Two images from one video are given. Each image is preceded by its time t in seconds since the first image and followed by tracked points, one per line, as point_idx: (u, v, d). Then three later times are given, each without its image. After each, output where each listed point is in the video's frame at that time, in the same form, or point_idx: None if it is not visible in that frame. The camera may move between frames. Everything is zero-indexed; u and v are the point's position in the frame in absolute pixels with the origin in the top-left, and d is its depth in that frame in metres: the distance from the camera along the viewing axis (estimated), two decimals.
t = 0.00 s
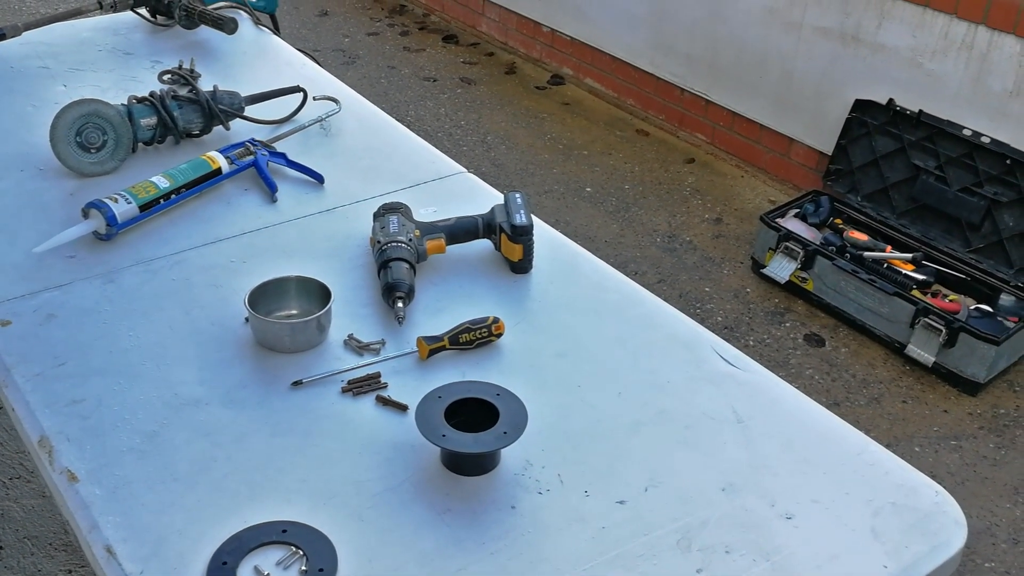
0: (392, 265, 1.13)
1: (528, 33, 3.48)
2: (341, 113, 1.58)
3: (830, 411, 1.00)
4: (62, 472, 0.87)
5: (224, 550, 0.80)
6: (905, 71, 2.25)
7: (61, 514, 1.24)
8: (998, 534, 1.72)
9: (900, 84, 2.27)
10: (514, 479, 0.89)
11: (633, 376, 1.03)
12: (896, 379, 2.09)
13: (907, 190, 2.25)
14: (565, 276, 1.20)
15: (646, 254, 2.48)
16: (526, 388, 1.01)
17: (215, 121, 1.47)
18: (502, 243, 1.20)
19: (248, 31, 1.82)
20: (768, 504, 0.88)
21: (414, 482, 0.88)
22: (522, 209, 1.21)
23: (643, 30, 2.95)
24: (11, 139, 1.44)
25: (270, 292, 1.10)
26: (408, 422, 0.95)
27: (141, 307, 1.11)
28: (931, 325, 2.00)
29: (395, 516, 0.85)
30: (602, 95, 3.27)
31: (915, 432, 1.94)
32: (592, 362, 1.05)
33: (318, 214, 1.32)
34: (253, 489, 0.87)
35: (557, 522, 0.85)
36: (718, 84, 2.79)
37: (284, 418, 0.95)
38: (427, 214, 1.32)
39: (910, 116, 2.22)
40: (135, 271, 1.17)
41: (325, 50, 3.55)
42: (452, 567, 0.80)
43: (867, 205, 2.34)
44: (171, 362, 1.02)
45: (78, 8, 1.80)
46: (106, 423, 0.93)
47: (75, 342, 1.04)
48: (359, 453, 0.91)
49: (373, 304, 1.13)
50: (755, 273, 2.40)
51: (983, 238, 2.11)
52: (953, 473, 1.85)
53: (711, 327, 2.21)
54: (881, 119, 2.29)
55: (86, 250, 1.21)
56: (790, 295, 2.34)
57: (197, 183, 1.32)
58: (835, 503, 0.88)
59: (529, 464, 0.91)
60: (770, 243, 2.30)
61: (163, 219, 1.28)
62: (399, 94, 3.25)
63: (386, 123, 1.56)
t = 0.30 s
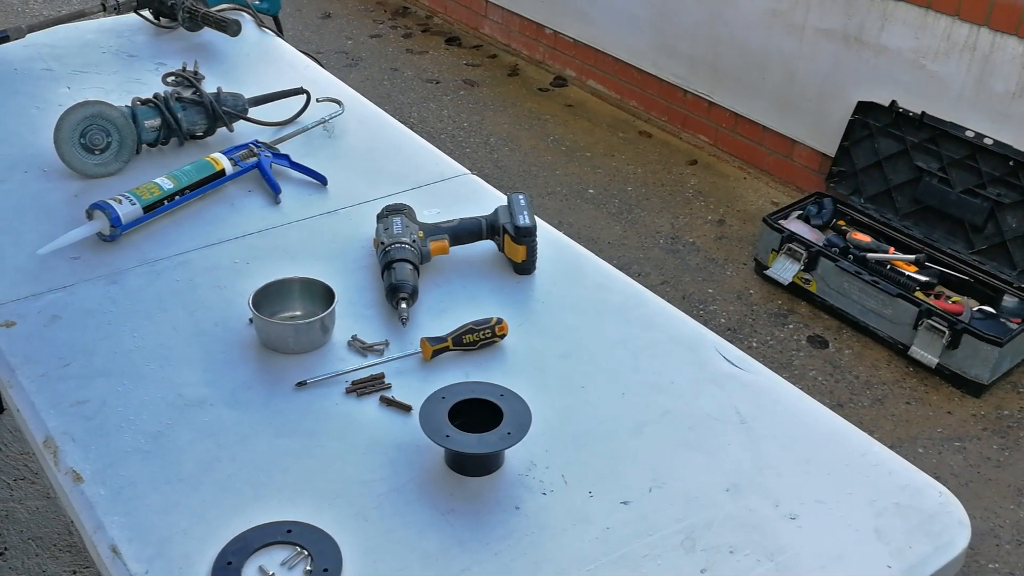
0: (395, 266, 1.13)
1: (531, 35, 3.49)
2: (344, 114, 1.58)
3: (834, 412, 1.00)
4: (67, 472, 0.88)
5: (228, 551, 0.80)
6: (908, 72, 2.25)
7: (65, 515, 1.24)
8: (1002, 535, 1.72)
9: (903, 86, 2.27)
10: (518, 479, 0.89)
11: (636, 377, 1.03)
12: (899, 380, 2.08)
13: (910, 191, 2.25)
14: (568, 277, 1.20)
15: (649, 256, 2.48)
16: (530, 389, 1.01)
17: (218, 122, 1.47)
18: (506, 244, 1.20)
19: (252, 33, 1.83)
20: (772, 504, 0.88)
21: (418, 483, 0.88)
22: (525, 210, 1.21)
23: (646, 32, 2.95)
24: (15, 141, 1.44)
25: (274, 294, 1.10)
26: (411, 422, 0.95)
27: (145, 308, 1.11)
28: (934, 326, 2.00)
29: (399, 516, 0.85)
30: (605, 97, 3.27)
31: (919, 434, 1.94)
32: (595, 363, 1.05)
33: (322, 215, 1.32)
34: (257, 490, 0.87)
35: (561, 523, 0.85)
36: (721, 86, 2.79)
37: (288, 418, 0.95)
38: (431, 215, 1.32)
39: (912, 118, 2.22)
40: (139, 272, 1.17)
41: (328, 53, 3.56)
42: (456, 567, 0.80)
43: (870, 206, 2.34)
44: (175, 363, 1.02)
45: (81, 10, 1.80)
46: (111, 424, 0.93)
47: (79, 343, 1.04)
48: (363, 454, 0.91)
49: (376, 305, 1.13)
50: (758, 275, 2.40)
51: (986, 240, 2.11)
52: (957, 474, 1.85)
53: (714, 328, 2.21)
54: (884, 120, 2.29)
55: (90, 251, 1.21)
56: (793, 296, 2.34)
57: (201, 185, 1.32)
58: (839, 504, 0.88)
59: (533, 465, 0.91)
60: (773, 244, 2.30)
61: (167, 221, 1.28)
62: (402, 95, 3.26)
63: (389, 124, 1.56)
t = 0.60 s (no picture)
0: (398, 267, 1.13)
1: (533, 36, 3.49)
2: (347, 116, 1.58)
3: (836, 414, 1.00)
4: (69, 474, 0.88)
5: (230, 552, 0.80)
6: (910, 73, 2.25)
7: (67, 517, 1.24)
8: (1003, 537, 1.71)
9: (905, 87, 2.27)
10: (520, 481, 0.89)
11: (638, 379, 1.03)
12: (901, 382, 2.08)
13: (912, 193, 2.25)
14: (570, 279, 1.20)
15: (651, 257, 2.48)
16: (532, 390, 1.01)
17: (221, 124, 1.47)
18: (508, 245, 1.20)
19: (254, 34, 1.83)
20: (774, 506, 0.88)
21: (420, 484, 0.88)
22: (527, 211, 1.21)
23: (648, 33, 2.95)
24: (17, 142, 1.45)
25: (276, 295, 1.10)
26: (413, 424, 0.95)
27: (147, 309, 1.11)
28: (936, 328, 2.00)
29: (400, 518, 0.85)
30: (607, 98, 3.27)
31: (920, 435, 1.94)
32: (597, 365, 1.05)
33: (324, 216, 1.32)
34: (258, 491, 0.87)
35: (563, 525, 0.85)
36: (723, 87, 2.79)
37: (290, 420, 0.95)
38: (433, 216, 1.32)
39: (914, 119, 2.21)
40: (141, 273, 1.17)
41: (330, 53, 3.56)
42: (458, 569, 0.80)
43: (872, 207, 2.34)
44: (177, 364, 1.02)
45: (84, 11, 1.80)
46: (113, 425, 0.93)
47: (81, 344, 1.04)
48: (365, 456, 0.91)
49: (378, 307, 1.14)
50: (760, 276, 2.40)
51: (989, 241, 2.10)
52: (959, 476, 1.84)
53: (716, 329, 2.21)
54: (886, 122, 2.28)
55: (92, 253, 1.21)
56: (795, 297, 2.34)
57: (203, 186, 1.33)
58: (842, 506, 0.88)
59: (535, 467, 0.91)
60: (775, 246, 2.30)
61: (170, 222, 1.28)
62: (404, 96, 3.26)
63: (391, 125, 1.56)
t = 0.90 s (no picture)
0: (399, 270, 1.13)
1: (534, 39, 3.49)
2: (347, 119, 1.58)
3: (838, 418, 0.99)
4: (68, 478, 0.87)
5: (230, 557, 0.79)
6: (912, 76, 2.25)
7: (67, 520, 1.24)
8: (1006, 541, 1.71)
9: (907, 90, 2.26)
10: (521, 485, 0.89)
11: (639, 383, 1.03)
12: (903, 385, 2.08)
13: (914, 196, 2.24)
14: (571, 282, 1.19)
15: (652, 260, 2.48)
16: (533, 394, 1.01)
17: (221, 127, 1.47)
18: (509, 249, 1.20)
19: (255, 37, 1.83)
20: (776, 510, 0.88)
21: (420, 489, 0.88)
22: (528, 215, 1.21)
23: (649, 36, 2.95)
24: (18, 146, 1.44)
25: (277, 298, 1.10)
26: (414, 428, 0.95)
27: (147, 312, 1.11)
28: (938, 331, 1.99)
29: (401, 523, 0.84)
30: (608, 101, 3.27)
31: (922, 439, 1.93)
32: (599, 369, 1.05)
33: (325, 220, 1.32)
34: (259, 496, 0.86)
35: (564, 530, 0.84)
36: (724, 90, 2.79)
37: (291, 424, 0.95)
38: (434, 220, 1.32)
39: (916, 122, 2.21)
40: (141, 277, 1.17)
41: (331, 57, 3.56)
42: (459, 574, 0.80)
43: (874, 210, 2.34)
44: (177, 368, 1.02)
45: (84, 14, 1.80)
46: (113, 429, 0.93)
47: (81, 348, 1.04)
48: (365, 460, 0.91)
49: (379, 310, 1.13)
50: (761, 279, 2.40)
51: (990, 245, 2.10)
52: (960, 479, 1.84)
53: (717, 333, 2.21)
54: (888, 125, 2.28)
55: (92, 256, 1.21)
56: (796, 301, 2.33)
57: (204, 189, 1.32)
58: (844, 511, 0.88)
59: (536, 471, 0.91)
60: (776, 249, 2.29)
61: (170, 225, 1.28)
62: (405, 99, 3.26)
63: (392, 129, 1.56)
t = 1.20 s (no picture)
0: (399, 272, 1.13)
1: (534, 40, 3.48)
2: (348, 119, 1.58)
3: (840, 420, 0.99)
4: (68, 480, 0.87)
5: (230, 560, 0.79)
6: (914, 77, 2.24)
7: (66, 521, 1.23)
8: (1008, 542, 1.70)
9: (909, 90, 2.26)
10: (522, 487, 0.88)
11: (641, 384, 1.03)
12: (904, 386, 2.07)
13: (915, 197, 2.24)
14: (572, 283, 1.19)
15: (653, 261, 2.47)
16: (534, 396, 1.00)
17: (221, 127, 1.46)
18: (509, 250, 1.19)
19: (255, 37, 1.82)
20: (778, 513, 0.87)
21: (421, 491, 0.87)
22: (529, 216, 1.21)
23: (650, 36, 2.95)
24: (17, 145, 1.44)
25: (277, 299, 1.10)
26: (415, 430, 0.95)
27: (148, 313, 1.10)
28: (939, 333, 1.99)
29: (402, 525, 0.84)
30: (609, 101, 3.26)
31: (923, 440, 1.93)
32: (600, 370, 1.04)
33: (325, 220, 1.31)
34: (259, 498, 0.86)
35: (565, 532, 0.84)
36: (725, 90, 2.78)
37: (291, 425, 0.94)
38: (434, 220, 1.32)
39: (918, 123, 2.20)
40: (141, 277, 1.17)
41: (331, 56, 3.55)
42: None
43: (875, 211, 2.33)
44: (177, 369, 1.02)
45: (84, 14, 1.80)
46: (112, 431, 0.93)
47: (81, 349, 1.03)
48: (366, 462, 0.90)
49: (380, 311, 1.13)
50: (762, 280, 2.39)
51: (992, 246, 2.10)
52: (962, 481, 1.83)
53: (718, 334, 2.20)
54: (889, 126, 2.27)
55: (92, 256, 1.20)
56: (797, 302, 2.33)
57: (204, 189, 1.32)
58: (846, 513, 0.87)
59: (537, 473, 0.90)
60: (777, 250, 2.29)
61: (170, 225, 1.28)
62: (405, 100, 3.25)
63: (392, 129, 1.56)
